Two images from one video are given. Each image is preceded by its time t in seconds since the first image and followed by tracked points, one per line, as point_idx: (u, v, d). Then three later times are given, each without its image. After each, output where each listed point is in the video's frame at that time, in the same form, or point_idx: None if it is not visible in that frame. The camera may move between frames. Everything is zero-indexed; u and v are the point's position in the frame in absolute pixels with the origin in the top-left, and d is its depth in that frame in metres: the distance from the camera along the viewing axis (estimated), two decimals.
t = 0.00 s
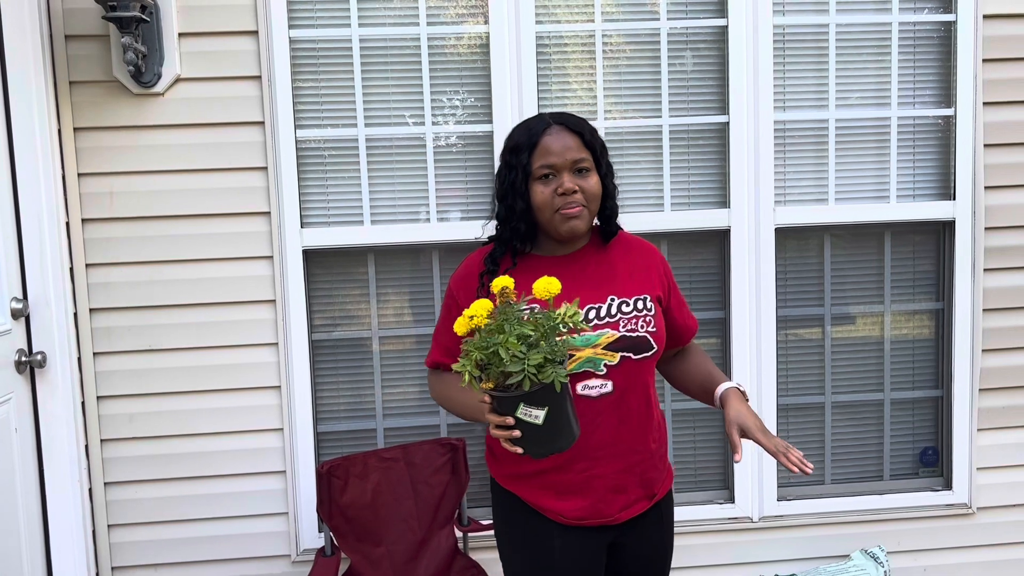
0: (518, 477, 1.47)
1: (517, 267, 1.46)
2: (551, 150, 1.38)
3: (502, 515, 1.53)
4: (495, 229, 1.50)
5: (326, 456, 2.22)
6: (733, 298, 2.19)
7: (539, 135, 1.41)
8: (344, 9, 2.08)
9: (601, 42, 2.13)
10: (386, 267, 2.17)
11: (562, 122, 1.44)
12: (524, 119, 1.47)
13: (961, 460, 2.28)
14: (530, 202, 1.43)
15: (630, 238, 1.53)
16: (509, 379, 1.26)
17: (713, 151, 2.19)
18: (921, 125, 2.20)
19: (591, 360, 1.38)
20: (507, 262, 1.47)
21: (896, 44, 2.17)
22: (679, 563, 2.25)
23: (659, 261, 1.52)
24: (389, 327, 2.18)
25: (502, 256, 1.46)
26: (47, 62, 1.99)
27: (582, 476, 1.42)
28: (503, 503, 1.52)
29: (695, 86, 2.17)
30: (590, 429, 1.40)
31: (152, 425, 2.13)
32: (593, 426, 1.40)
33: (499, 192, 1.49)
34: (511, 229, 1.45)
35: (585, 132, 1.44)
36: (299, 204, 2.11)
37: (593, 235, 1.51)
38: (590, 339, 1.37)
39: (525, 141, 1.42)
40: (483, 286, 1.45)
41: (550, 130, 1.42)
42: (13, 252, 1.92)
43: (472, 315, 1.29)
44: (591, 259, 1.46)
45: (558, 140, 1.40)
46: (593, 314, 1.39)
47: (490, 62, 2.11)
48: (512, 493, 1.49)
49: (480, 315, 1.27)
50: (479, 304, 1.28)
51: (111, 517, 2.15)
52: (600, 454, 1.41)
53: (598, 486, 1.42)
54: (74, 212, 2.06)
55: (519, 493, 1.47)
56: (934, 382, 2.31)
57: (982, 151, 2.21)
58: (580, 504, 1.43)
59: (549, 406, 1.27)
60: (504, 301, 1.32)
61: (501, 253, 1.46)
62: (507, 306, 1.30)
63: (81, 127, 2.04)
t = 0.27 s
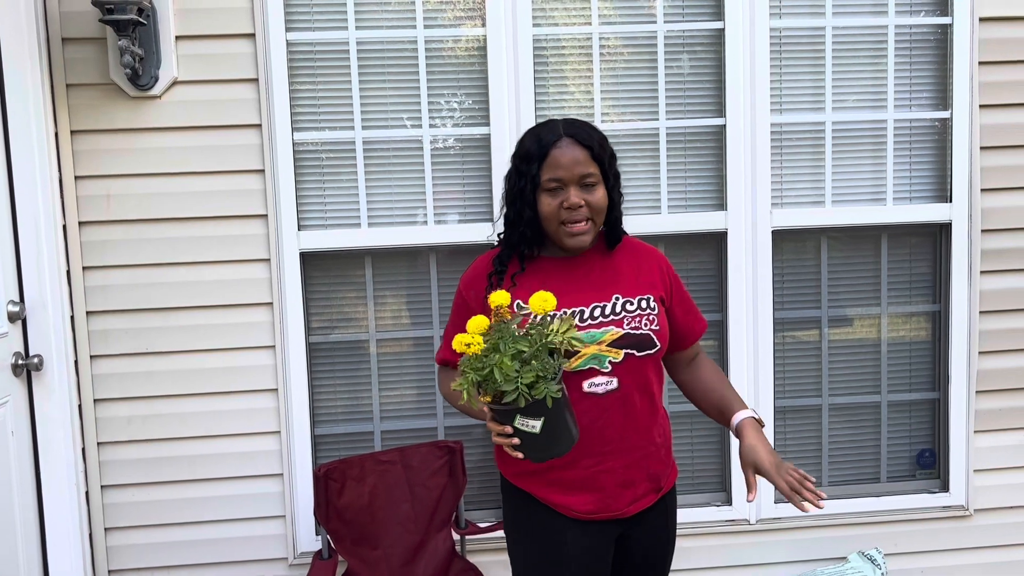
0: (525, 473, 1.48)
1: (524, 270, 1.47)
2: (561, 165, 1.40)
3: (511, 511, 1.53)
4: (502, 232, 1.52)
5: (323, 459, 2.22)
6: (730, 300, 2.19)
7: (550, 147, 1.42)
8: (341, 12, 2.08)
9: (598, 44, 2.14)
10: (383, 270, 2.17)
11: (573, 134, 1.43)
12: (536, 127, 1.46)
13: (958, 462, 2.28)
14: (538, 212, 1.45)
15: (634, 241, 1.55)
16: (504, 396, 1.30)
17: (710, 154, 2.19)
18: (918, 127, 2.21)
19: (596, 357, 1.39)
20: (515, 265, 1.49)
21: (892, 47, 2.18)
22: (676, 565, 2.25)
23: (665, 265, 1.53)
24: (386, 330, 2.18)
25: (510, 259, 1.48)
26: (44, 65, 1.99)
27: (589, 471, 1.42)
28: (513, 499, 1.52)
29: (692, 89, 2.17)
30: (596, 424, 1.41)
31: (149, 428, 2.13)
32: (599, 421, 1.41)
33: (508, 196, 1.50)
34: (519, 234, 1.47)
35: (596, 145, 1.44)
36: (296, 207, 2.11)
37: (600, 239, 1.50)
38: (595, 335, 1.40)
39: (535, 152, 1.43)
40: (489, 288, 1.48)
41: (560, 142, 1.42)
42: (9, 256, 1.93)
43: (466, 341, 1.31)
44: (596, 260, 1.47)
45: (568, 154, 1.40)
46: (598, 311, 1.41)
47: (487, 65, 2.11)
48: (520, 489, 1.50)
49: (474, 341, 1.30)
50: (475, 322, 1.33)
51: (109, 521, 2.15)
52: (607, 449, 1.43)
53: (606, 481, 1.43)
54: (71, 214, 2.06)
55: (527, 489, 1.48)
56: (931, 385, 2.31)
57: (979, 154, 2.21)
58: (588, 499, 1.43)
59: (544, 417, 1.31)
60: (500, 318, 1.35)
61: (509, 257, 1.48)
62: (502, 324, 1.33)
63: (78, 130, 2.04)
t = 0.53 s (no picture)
0: (525, 471, 1.48)
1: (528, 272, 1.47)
2: (560, 167, 1.40)
3: (512, 506, 1.53)
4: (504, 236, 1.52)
5: (320, 462, 2.22)
6: (726, 302, 2.19)
7: (548, 149, 1.42)
8: (338, 15, 2.08)
9: (595, 47, 2.14)
10: (380, 273, 2.17)
11: (570, 135, 1.44)
12: (533, 131, 1.47)
13: (954, 464, 2.28)
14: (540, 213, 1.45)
15: (633, 243, 1.55)
16: (499, 388, 1.30)
17: (706, 157, 2.19)
18: (914, 130, 2.21)
19: (598, 356, 1.39)
20: (518, 267, 1.49)
21: (889, 50, 2.18)
22: (673, 568, 2.25)
23: (664, 268, 1.53)
24: (383, 332, 2.18)
25: (513, 261, 1.48)
26: (40, 68, 1.99)
27: (589, 470, 1.43)
28: (514, 495, 1.52)
29: (688, 91, 2.17)
30: (596, 423, 1.41)
31: (145, 431, 2.13)
32: (599, 420, 1.41)
33: (509, 200, 1.50)
34: (522, 238, 1.47)
35: (593, 145, 1.45)
36: (293, 210, 2.11)
37: (600, 240, 1.51)
38: (597, 336, 1.40)
39: (533, 155, 1.43)
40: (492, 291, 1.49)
41: (558, 144, 1.42)
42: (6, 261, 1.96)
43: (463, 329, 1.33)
44: (597, 262, 1.47)
45: (565, 156, 1.40)
46: (600, 312, 1.41)
47: (484, 68, 2.11)
48: (520, 485, 1.50)
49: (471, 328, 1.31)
50: (474, 316, 1.32)
51: (105, 524, 2.14)
52: (607, 447, 1.42)
53: (606, 479, 1.43)
54: (67, 217, 2.05)
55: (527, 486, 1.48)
56: (928, 387, 2.31)
57: (975, 156, 2.21)
58: (587, 497, 1.43)
59: (541, 412, 1.30)
60: (500, 312, 1.36)
61: (512, 260, 1.48)
62: (501, 317, 1.33)
63: (74, 133, 2.04)
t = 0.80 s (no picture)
0: (525, 470, 1.47)
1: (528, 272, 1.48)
2: (556, 167, 1.40)
3: (512, 505, 1.53)
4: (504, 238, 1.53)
5: (317, 464, 2.22)
6: (724, 304, 2.19)
7: (544, 151, 1.43)
8: (336, 17, 2.08)
9: (592, 49, 2.14)
10: (378, 275, 2.17)
11: (565, 136, 1.44)
12: (530, 133, 1.47)
13: (952, 465, 2.29)
14: (538, 214, 1.45)
15: (630, 244, 1.55)
16: (497, 371, 1.29)
17: (703, 158, 2.19)
18: (911, 131, 2.22)
19: (597, 355, 1.40)
20: (519, 268, 1.50)
21: (885, 51, 2.19)
22: (671, 569, 2.25)
23: (662, 267, 1.53)
24: (381, 334, 2.18)
25: (513, 262, 1.49)
26: (37, 70, 1.99)
27: (589, 468, 1.42)
28: (513, 494, 1.52)
29: (686, 93, 2.17)
30: (595, 421, 1.41)
31: (143, 434, 2.13)
32: (598, 417, 1.41)
33: (508, 202, 1.51)
34: (521, 238, 1.47)
35: (589, 145, 1.45)
36: (290, 212, 2.11)
37: (598, 240, 1.51)
38: (596, 335, 1.40)
39: (530, 157, 1.44)
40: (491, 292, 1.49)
41: (554, 146, 1.43)
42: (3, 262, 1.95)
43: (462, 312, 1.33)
44: (595, 262, 1.47)
45: (562, 157, 1.41)
46: (599, 311, 1.41)
47: (482, 70, 2.11)
48: (519, 484, 1.50)
49: (470, 310, 1.31)
50: (473, 300, 1.32)
51: (102, 527, 2.14)
52: (606, 446, 1.42)
53: (605, 477, 1.43)
54: (64, 220, 2.05)
55: (527, 485, 1.47)
56: (925, 388, 2.31)
57: (971, 158, 2.22)
58: (587, 495, 1.43)
59: (539, 396, 1.30)
60: (499, 298, 1.36)
61: (511, 260, 1.49)
62: (499, 303, 1.34)
63: (72, 135, 2.04)
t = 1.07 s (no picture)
0: (522, 469, 1.47)
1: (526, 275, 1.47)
2: (551, 168, 1.41)
3: (509, 504, 1.53)
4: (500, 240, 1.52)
5: (315, 465, 2.22)
6: (722, 304, 2.19)
7: (538, 153, 1.43)
8: (333, 18, 2.08)
9: (590, 50, 2.14)
10: (375, 276, 2.17)
11: (559, 137, 1.44)
12: (524, 136, 1.48)
13: (951, 465, 2.29)
14: (534, 216, 1.45)
15: (627, 244, 1.55)
16: (491, 366, 1.31)
17: (701, 159, 2.19)
18: (908, 132, 2.22)
19: (594, 355, 1.40)
20: (516, 270, 1.49)
21: (883, 51, 2.18)
22: (669, 570, 2.25)
23: (658, 267, 1.53)
24: (379, 336, 2.18)
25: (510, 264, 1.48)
26: (34, 71, 1.99)
27: (585, 467, 1.42)
28: (511, 494, 1.52)
29: (683, 94, 2.17)
30: (592, 420, 1.41)
31: (140, 435, 2.12)
32: (595, 417, 1.41)
33: (503, 206, 1.51)
34: (517, 241, 1.47)
35: (583, 146, 1.45)
36: (288, 213, 2.11)
37: (594, 240, 1.51)
38: (592, 335, 1.40)
39: (525, 159, 1.44)
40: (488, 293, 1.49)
41: (548, 147, 1.43)
42: None
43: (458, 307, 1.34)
44: (591, 262, 1.47)
45: (556, 158, 1.41)
46: (595, 311, 1.41)
47: (479, 70, 2.11)
48: (517, 483, 1.50)
49: (465, 306, 1.32)
50: (469, 295, 1.33)
51: (100, 529, 2.14)
52: (603, 445, 1.42)
53: (602, 476, 1.43)
54: (61, 222, 2.05)
55: (525, 485, 1.47)
56: (924, 388, 2.31)
57: (969, 158, 2.22)
58: (584, 495, 1.43)
59: (533, 391, 1.29)
60: (494, 294, 1.36)
61: (509, 263, 1.49)
62: (494, 298, 1.35)
63: (69, 136, 2.04)
